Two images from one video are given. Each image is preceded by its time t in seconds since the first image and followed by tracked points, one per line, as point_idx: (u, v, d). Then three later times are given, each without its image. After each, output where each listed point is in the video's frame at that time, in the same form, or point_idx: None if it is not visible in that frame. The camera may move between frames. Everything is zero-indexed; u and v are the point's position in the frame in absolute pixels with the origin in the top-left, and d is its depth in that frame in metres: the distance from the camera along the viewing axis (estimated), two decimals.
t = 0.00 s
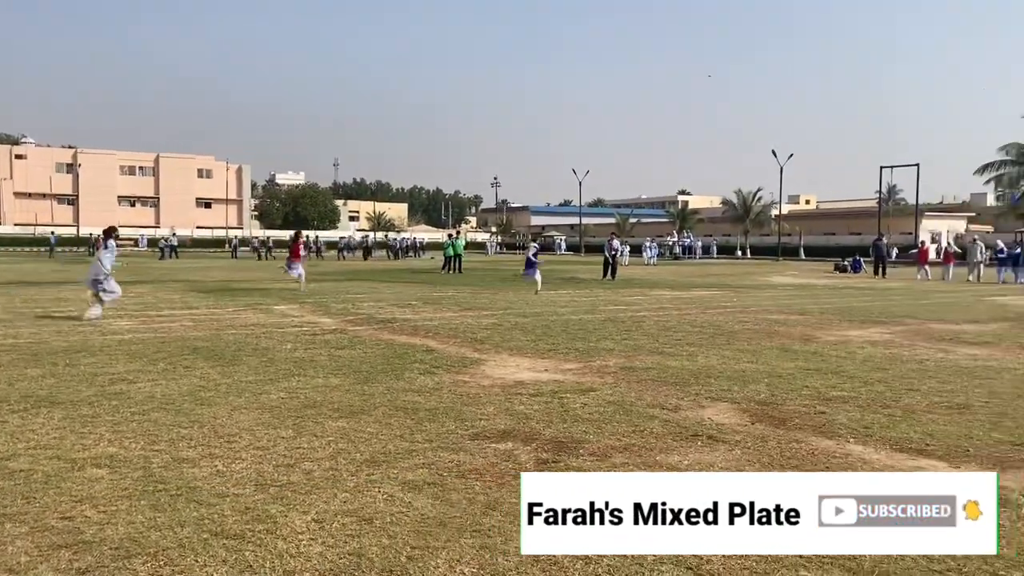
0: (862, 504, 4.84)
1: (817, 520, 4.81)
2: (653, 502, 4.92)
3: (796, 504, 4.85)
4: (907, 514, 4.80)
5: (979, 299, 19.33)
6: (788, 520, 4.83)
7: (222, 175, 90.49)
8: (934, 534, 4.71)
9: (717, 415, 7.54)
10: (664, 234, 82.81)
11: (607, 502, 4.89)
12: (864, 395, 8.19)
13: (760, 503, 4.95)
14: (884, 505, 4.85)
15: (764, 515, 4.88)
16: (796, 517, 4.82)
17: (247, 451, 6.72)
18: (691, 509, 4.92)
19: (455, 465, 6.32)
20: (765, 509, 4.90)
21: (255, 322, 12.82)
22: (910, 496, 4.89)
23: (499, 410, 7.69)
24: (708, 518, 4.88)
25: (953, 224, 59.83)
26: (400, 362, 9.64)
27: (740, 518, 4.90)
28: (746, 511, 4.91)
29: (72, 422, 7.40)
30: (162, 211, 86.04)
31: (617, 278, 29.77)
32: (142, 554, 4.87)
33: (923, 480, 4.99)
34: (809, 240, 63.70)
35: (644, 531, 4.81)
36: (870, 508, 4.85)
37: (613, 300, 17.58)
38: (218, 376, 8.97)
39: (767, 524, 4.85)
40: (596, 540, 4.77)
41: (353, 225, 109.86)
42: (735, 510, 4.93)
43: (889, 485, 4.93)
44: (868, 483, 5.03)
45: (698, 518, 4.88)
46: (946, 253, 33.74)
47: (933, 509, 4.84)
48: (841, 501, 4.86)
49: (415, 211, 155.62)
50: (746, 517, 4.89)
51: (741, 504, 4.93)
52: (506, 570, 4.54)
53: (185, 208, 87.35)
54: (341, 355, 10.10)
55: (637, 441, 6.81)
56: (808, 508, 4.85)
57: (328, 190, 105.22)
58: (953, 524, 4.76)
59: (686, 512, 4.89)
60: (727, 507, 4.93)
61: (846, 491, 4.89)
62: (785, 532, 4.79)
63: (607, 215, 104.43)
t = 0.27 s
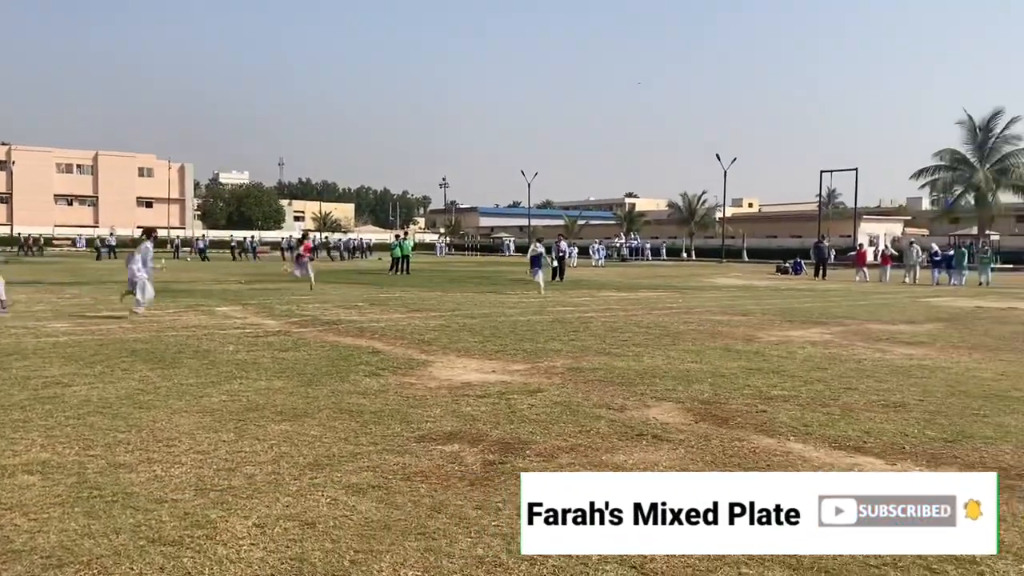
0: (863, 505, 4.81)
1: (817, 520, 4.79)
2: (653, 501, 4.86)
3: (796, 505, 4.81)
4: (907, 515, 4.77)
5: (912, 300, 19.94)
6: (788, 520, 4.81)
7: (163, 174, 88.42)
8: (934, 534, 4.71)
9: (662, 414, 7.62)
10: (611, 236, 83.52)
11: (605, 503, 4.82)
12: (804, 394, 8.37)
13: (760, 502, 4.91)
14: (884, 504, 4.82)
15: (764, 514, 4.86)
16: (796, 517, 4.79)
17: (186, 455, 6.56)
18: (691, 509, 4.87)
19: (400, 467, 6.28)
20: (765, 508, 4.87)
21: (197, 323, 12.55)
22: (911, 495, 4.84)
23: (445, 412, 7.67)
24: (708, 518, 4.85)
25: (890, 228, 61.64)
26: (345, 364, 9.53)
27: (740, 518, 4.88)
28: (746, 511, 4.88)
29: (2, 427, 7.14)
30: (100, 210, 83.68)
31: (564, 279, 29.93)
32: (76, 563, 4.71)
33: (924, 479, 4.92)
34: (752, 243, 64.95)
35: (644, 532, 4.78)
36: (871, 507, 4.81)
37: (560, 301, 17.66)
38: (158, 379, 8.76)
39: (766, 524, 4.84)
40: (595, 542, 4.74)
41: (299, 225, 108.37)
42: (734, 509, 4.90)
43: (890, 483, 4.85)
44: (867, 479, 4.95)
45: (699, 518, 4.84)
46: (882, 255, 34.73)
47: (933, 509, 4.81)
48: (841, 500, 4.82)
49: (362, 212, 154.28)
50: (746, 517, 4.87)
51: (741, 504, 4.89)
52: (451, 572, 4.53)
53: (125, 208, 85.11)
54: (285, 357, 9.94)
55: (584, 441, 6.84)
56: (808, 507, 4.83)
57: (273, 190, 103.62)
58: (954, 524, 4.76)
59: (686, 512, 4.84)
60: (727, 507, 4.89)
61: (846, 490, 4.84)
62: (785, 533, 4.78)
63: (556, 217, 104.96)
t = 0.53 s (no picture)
0: (863, 506, 4.72)
1: (817, 520, 4.72)
2: (653, 501, 4.70)
3: (796, 505, 4.72)
4: (908, 516, 4.70)
5: (858, 301, 20.39)
6: (788, 519, 4.74)
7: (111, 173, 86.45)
8: (934, 535, 4.68)
9: (615, 415, 7.65)
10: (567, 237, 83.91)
11: (605, 504, 4.71)
12: (754, 394, 8.48)
13: (759, 501, 4.78)
14: (884, 504, 4.73)
15: (764, 514, 4.76)
16: (796, 518, 4.72)
17: (131, 460, 6.40)
18: (690, 508, 4.76)
19: (351, 471, 6.20)
20: (765, 508, 4.76)
21: (144, 325, 12.27)
22: (912, 494, 4.74)
23: (398, 414, 7.60)
24: (708, 518, 4.77)
25: (838, 230, 62.99)
26: (296, 367, 9.40)
27: (740, 517, 4.78)
28: (746, 511, 4.76)
29: None
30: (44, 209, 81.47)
31: (519, 280, 29.97)
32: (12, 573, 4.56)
33: (928, 477, 4.79)
34: (705, 244, 65.81)
35: (643, 532, 4.70)
36: (870, 507, 4.73)
37: (515, 303, 17.67)
38: (102, 383, 8.54)
39: (766, 523, 4.76)
40: (593, 543, 4.69)
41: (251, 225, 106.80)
42: (734, 508, 4.79)
43: (889, 482, 4.74)
44: (867, 476, 4.84)
45: (698, 518, 4.76)
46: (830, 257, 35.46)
47: (934, 509, 4.74)
48: (841, 500, 4.72)
49: (317, 213, 152.68)
50: (746, 517, 4.77)
51: (741, 504, 4.76)
52: None
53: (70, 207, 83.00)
54: (235, 360, 9.77)
55: (537, 443, 6.83)
56: (807, 507, 4.74)
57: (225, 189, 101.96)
58: (953, 524, 4.72)
59: (686, 512, 4.74)
60: (727, 506, 4.78)
61: (847, 490, 4.73)
62: (785, 533, 4.72)
63: (512, 218, 105.10)
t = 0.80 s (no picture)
0: (864, 515, 4.33)
1: (817, 528, 4.35)
2: (653, 506, 4.35)
3: (796, 510, 4.33)
4: (906, 523, 4.35)
5: (815, 302, 20.72)
6: (788, 524, 4.35)
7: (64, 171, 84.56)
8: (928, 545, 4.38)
9: (577, 416, 7.67)
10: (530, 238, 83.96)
11: (604, 507, 4.35)
12: (713, 394, 8.56)
13: (758, 504, 4.38)
14: (884, 510, 4.35)
15: (763, 519, 4.36)
16: (795, 522, 4.33)
17: (83, 465, 6.25)
18: (691, 514, 4.38)
19: (308, 475, 6.13)
20: (764, 513, 4.35)
21: (98, 327, 12.00)
22: (914, 502, 4.36)
23: (358, 417, 7.53)
24: (708, 524, 4.36)
25: (797, 232, 63.96)
26: (254, 369, 9.26)
27: (739, 522, 4.37)
28: (746, 516, 4.36)
29: None
30: None
31: (481, 280, 29.91)
32: None
33: (930, 480, 4.42)
34: (667, 245, 66.37)
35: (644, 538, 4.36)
36: (870, 515, 4.36)
37: (476, 304, 17.64)
38: (53, 386, 8.33)
39: (767, 528, 4.36)
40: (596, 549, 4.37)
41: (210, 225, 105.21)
42: (734, 513, 4.37)
43: (895, 489, 4.36)
44: (868, 478, 4.42)
45: (699, 522, 4.36)
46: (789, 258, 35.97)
47: (934, 517, 4.38)
48: (841, 508, 4.33)
49: (278, 213, 150.87)
50: (746, 521, 4.36)
51: (741, 508, 4.35)
52: None
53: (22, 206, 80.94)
54: (191, 362, 9.60)
55: (498, 444, 6.81)
56: (808, 512, 4.34)
57: (183, 189, 100.26)
58: (951, 532, 4.41)
59: (686, 517, 4.37)
60: (727, 510, 4.36)
61: (847, 498, 4.34)
62: (785, 538, 4.34)
63: (474, 219, 104.96)
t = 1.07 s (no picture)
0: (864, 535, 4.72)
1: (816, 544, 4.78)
2: (653, 519, 4.89)
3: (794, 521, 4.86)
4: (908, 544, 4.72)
5: (781, 302, 20.96)
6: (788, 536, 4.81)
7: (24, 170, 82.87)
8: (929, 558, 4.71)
9: (546, 416, 7.68)
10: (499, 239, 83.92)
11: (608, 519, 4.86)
12: (681, 394, 8.62)
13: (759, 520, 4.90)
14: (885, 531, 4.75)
15: (764, 531, 4.83)
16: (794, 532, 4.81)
17: (43, 469, 6.12)
18: (692, 527, 4.88)
19: (275, 477, 6.07)
20: (765, 526, 4.85)
21: (60, 329, 11.77)
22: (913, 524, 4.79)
23: (325, 418, 7.47)
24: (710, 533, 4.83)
25: (763, 233, 64.69)
26: (220, 371, 9.15)
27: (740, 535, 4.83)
28: (746, 528, 4.85)
29: None
30: None
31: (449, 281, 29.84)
32: None
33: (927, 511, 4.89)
34: (635, 246, 66.73)
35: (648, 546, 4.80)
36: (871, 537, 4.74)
37: (445, 304, 17.58)
38: (12, 389, 8.15)
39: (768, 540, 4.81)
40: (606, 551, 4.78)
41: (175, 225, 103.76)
42: (734, 528, 4.86)
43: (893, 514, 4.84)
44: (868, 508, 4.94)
45: (701, 533, 4.84)
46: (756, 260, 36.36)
47: (934, 541, 4.75)
48: (841, 531, 4.77)
49: (245, 213, 149.24)
50: (746, 533, 4.83)
51: (740, 522, 4.87)
52: None
53: None
54: (155, 363, 9.46)
55: (467, 445, 6.81)
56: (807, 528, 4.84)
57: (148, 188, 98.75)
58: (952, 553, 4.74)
59: (688, 528, 4.86)
60: (727, 524, 4.87)
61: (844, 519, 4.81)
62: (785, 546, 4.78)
63: (443, 219, 104.70)
